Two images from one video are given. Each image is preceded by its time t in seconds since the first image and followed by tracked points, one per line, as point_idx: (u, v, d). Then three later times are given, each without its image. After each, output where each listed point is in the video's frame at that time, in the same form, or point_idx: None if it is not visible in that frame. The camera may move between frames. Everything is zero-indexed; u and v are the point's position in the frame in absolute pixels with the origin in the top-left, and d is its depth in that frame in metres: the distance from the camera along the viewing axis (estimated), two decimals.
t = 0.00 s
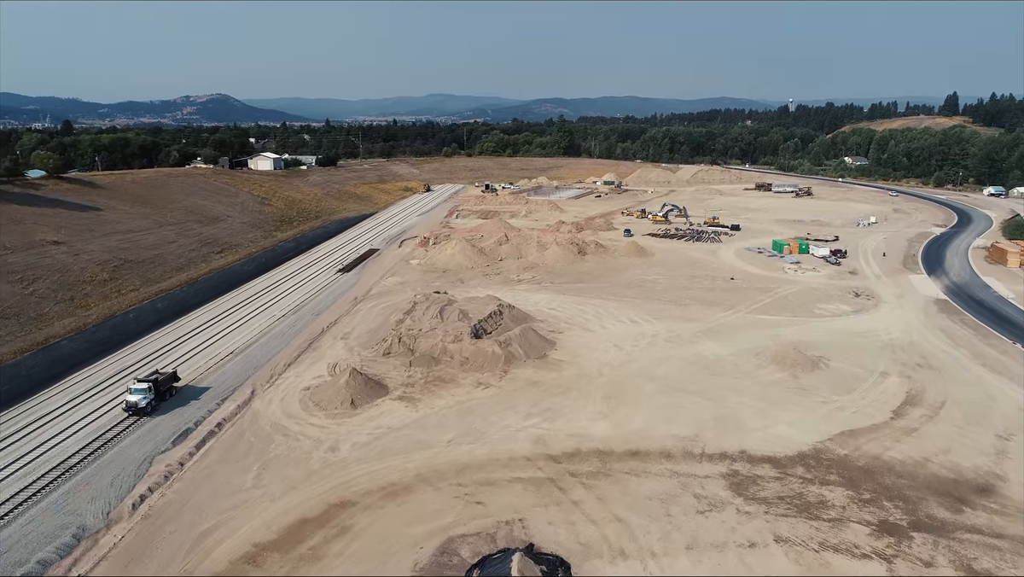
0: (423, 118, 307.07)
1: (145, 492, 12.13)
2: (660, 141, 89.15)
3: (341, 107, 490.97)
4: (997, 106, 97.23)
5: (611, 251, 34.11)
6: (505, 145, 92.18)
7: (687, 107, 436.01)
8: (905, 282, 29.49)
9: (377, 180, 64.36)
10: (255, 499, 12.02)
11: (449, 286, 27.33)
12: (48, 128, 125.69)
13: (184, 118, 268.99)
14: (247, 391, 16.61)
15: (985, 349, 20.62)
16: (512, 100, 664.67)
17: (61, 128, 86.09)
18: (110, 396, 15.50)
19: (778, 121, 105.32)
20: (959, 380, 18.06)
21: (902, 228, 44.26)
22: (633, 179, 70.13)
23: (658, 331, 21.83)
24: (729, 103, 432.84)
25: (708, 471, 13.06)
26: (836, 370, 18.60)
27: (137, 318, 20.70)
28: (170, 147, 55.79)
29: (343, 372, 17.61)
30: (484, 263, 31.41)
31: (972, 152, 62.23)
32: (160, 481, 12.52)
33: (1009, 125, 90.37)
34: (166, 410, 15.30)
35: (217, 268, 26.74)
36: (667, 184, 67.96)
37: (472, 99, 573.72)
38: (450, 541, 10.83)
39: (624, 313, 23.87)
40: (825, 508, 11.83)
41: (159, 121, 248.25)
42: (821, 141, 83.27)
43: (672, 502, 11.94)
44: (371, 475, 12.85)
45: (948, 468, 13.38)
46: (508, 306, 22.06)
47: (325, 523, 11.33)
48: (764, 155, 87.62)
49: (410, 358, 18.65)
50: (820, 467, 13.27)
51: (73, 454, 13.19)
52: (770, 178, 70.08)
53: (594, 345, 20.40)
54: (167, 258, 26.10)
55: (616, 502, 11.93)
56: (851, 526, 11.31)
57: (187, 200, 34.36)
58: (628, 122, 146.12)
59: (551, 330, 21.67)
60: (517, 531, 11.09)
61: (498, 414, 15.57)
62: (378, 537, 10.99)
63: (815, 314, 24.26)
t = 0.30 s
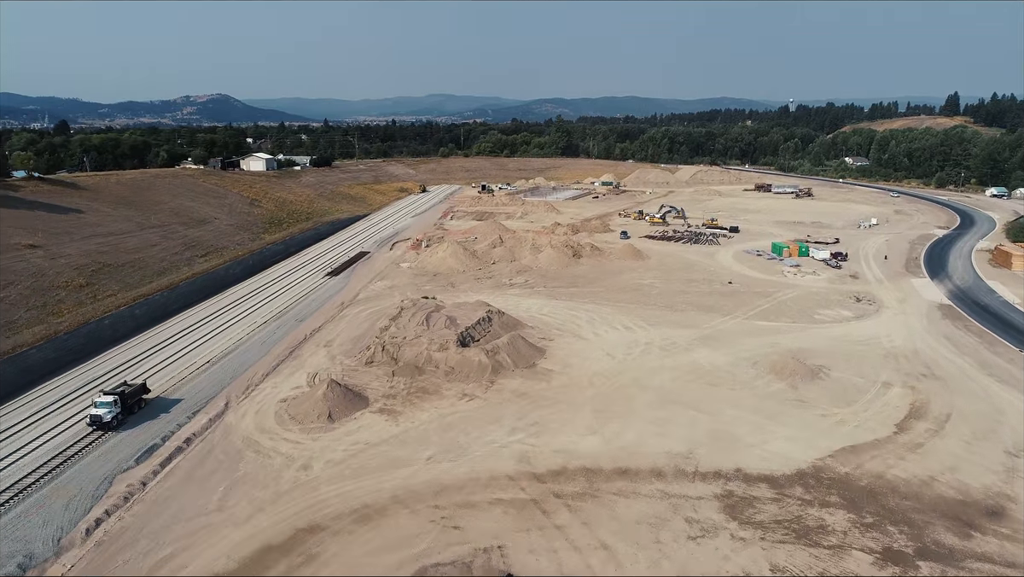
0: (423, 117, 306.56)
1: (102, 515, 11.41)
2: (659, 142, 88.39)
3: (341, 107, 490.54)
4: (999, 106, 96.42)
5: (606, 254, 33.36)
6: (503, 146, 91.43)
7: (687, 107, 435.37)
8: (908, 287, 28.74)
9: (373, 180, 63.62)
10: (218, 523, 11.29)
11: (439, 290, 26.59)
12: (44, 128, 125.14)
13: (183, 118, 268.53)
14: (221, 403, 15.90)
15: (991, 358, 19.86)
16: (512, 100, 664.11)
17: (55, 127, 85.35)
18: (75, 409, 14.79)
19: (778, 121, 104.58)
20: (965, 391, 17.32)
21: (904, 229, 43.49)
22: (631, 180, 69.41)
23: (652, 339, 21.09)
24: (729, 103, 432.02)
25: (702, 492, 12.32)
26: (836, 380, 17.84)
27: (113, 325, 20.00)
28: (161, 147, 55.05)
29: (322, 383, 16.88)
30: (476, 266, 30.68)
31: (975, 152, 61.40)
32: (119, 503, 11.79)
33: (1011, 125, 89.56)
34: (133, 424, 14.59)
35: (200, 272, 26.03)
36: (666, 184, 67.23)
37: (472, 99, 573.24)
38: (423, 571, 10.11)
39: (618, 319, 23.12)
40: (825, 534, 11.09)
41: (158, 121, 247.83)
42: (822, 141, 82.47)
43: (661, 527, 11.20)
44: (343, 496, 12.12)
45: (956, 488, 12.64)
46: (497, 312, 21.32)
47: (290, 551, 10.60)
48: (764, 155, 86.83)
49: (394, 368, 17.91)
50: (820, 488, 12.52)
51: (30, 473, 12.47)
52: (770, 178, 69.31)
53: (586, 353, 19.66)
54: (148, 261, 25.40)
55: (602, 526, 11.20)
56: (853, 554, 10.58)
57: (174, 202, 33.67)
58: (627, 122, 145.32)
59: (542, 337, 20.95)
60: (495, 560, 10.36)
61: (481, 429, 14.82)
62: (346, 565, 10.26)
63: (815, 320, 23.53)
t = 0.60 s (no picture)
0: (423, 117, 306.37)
1: (52, 541, 10.70)
2: (658, 142, 87.73)
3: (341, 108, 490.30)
4: (1000, 106, 95.66)
5: (601, 257, 32.64)
6: (500, 146, 90.72)
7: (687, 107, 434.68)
8: (910, 291, 28.01)
9: (368, 181, 62.95)
10: (175, 551, 10.56)
11: (428, 295, 25.87)
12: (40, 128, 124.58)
13: (183, 117, 268.18)
14: (191, 417, 15.17)
15: (997, 368, 19.10)
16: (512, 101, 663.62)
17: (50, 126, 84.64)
18: (37, 424, 14.08)
19: (778, 121, 103.96)
20: (972, 404, 16.57)
21: (905, 231, 42.76)
22: (629, 181, 68.68)
23: (646, 347, 20.35)
24: (730, 103, 430.68)
25: (693, 514, 11.59)
26: (837, 392, 17.10)
27: (85, 332, 19.31)
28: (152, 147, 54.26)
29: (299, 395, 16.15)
30: (467, 270, 29.96)
31: (976, 152, 60.63)
32: (72, 527, 11.08)
33: (1013, 125, 88.80)
34: (97, 439, 13.88)
35: (182, 276, 25.32)
36: (664, 185, 66.45)
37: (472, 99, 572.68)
38: None
39: (611, 325, 22.40)
40: (824, 563, 10.36)
41: (157, 121, 247.56)
42: (822, 141, 81.69)
43: (650, 556, 10.46)
44: (311, 520, 11.39)
45: (963, 511, 11.91)
46: (485, 319, 20.59)
47: None
48: (764, 155, 86.09)
49: (375, 379, 17.19)
50: (819, 510, 11.78)
51: None
52: (770, 179, 68.58)
53: (576, 362, 18.91)
54: (128, 266, 24.71)
55: (586, 554, 10.46)
56: None
57: (159, 204, 32.99)
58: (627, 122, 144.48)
59: (531, 346, 20.21)
60: None
61: (463, 445, 14.09)
62: None
63: (814, 327, 22.79)
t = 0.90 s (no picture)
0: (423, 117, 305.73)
1: None
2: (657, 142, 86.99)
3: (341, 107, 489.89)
4: (1001, 106, 94.92)
5: (596, 260, 31.91)
6: (498, 146, 90.01)
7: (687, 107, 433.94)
8: (912, 295, 27.26)
9: (363, 181, 62.25)
10: None
11: (416, 300, 25.13)
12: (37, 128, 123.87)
13: (183, 117, 267.76)
14: (159, 432, 14.44)
15: (1004, 377, 18.35)
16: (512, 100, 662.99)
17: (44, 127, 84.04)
18: None
19: (778, 121, 103.18)
20: (978, 416, 15.84)
21: (907, 233, 42.00)
22: (627, 181, 67.95)
23: (640, 355, 19.58)
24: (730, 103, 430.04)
25: (684, 541, 10.85)
26: (838, 403, 16.33)
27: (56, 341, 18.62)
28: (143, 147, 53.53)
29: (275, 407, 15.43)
30: (458, 273, 29.23)
31: (979, 152, 59.83)
32: (18, 555, 10.35)
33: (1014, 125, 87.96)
34: (57, 456, 13.16)
35: (162, 280, 24.63)
36: (663, 186, 65.71)
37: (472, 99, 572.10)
38: None
39: (603, 332, 21.65)
40: None
41: (157, 121, 247.20)
42: (822, 141, 80.88)
43: None
44: (275, 548, 10.66)
45: (972, 536, 11.17)
46: (472, 326, 19.86)
47: None
48: (764, 155, 85.31)
49: (354, 390, 16.44)
50: (819, 536, 11.04)
51: None
52: (770, 180, 67.80)
53: (566, 372, 18.16)
54: (106, 270, 24.05)
55: None
56: None
57: (143, 206, 32.28)
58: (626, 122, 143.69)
59: (521, 354, 19.41)
60: None
61: (443, 462, 13.35)
62: None
63: (814, 334, 22.04)
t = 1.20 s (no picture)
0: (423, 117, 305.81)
1: None
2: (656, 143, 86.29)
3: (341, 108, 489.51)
4: (1002, 106, 94.18)
5: (591, 263, 31.20)
6: (496, 146, 89.35)
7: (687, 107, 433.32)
8: (914, 300, 26.55)
9: (357, 182, 61.59)
10: None
11: (404, 305, 24.41)
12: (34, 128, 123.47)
13: (183, 117, 267.19)
14: (122, 449, 13.70)
15: (1011, 389, 17.61)
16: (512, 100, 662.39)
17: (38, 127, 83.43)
18: None
19: (778, 121, 102.51)
20: (986, 431, 15.07)
21: (908, 235, 41.26)
22: (625, 182, 67.24)
23: (633, 364, 18.83)
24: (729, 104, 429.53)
25: (673, 572, 10.12)
26: (838, 417, 15.59)
27: (24, 350, 17.94)
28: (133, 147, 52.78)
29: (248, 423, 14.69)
30: (448, 277, 28.53)
31: (980, 153, 59.13)
32: None
33: (1016, 125, 87.32)
34: (11, 475, 12.46)
35: (142, 286, 24.00)
36: (661, 186, 64.97)
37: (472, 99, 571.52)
38: None
39: (595, 340, 20.93)
40: None
41: (156, 121, 246.72)
42: (822, 141, 80.17)
43: None
44: None
45: (981, 565, 10.45)
46: (459, 334, 19.09)
47: None
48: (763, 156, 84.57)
49: (332, 404, 15.70)
50: (817, 565, 10.32)
51: None
52: (769, 181, 67.09)
53: (554, 383, 17.42)
54: (83, 275, 23.38)
55: None
56: None
57: (126, 207, 31.57)
58: (625, 122, 142.84)
59: (509, 363, 18.69)
60: None
61: (420, 482, 12.62)
62: None
63: (813, 341, 21.30)
